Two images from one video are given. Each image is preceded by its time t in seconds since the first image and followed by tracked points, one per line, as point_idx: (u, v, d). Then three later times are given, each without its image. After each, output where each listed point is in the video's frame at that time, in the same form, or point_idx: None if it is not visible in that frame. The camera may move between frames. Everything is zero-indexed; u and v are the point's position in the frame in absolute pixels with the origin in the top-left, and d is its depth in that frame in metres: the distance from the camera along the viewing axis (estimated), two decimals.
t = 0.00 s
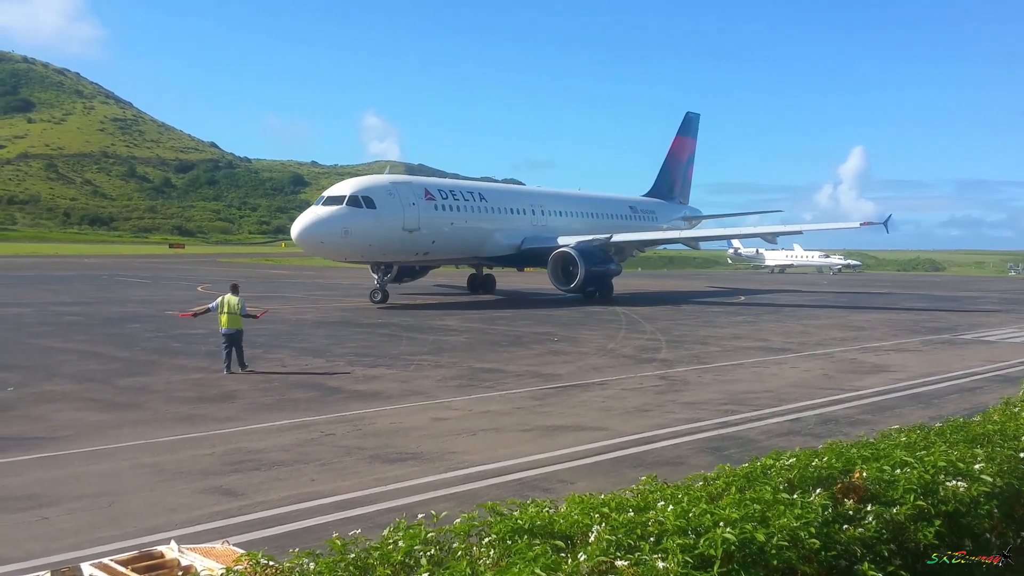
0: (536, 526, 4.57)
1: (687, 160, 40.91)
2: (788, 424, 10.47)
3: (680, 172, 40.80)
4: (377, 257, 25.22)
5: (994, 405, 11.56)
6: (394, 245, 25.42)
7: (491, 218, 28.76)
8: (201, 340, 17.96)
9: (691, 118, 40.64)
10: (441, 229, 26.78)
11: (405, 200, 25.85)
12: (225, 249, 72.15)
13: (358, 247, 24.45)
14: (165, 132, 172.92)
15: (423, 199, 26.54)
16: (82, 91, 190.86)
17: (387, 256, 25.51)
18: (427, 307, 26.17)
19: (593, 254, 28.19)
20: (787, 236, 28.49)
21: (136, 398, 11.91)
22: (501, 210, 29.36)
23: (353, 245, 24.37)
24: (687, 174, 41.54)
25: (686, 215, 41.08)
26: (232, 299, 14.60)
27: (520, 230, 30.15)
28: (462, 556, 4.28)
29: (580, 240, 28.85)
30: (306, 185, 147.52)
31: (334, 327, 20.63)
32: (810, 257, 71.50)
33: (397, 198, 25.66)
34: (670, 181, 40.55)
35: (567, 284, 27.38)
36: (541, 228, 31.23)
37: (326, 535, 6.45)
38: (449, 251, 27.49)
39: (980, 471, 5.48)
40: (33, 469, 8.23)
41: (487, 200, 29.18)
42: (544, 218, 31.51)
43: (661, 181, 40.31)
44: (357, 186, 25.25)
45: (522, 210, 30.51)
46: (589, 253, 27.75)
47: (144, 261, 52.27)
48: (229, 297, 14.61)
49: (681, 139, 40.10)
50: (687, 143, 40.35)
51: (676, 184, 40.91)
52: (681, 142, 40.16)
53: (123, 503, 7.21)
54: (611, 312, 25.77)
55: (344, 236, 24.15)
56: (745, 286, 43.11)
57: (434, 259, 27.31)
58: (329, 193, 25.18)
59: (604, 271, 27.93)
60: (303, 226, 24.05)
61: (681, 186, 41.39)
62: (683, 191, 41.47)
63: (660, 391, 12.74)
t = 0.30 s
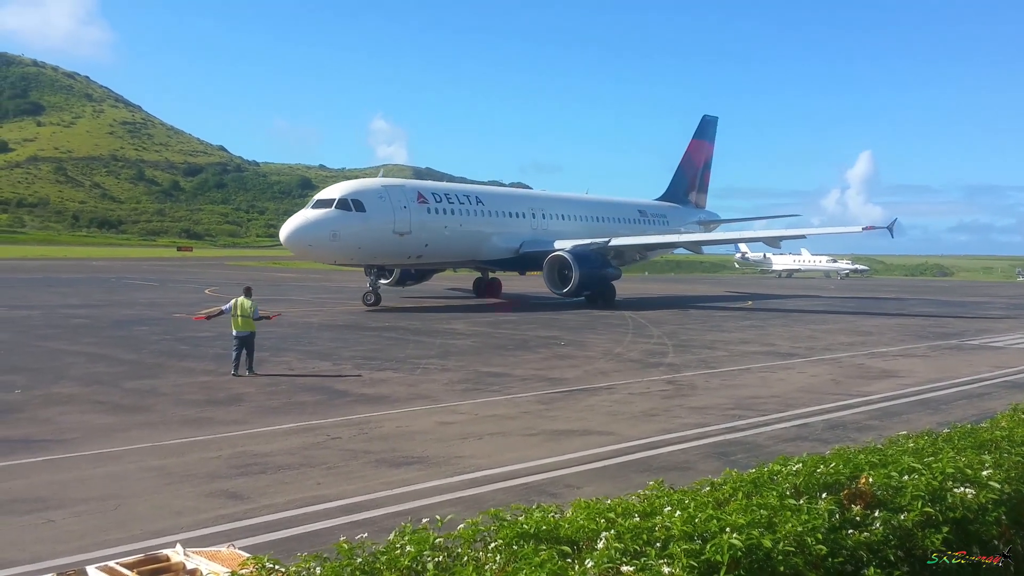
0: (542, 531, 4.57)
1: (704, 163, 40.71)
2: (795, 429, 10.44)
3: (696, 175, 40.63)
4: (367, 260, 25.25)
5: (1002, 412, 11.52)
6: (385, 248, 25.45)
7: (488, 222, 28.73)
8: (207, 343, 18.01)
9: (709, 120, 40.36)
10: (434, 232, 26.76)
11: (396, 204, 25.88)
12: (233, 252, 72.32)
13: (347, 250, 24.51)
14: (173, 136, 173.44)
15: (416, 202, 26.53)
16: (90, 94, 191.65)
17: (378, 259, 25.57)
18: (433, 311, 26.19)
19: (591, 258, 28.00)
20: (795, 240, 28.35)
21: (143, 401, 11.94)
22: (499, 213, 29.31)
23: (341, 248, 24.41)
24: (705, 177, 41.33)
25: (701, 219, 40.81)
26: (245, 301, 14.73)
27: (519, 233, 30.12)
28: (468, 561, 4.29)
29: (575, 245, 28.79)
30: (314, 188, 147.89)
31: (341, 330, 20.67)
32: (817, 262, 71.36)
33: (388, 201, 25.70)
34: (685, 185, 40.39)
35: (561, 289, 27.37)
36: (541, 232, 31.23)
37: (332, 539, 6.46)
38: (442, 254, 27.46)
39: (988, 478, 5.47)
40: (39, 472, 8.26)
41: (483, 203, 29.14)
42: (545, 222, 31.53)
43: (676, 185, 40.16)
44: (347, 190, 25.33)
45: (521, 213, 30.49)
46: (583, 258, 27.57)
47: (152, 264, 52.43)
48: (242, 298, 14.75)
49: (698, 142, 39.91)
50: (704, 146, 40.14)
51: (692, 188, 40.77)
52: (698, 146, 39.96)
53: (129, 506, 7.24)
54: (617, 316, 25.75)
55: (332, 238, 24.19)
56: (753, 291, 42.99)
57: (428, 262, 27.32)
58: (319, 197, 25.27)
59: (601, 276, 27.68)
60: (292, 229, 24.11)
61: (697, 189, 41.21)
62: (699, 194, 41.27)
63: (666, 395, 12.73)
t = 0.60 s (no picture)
0: (545, 535, 4.58)
1: (716, 167, 40.49)
2: (798, 434, 10.43)
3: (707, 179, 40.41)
4: (353, 263, 25.35)
5: (1006, 416, 11.50)
6: (372, 252, 25.51)
7: (481, 225, 28.69)
8: (211, 348, 18.05)
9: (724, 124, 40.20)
10: (423, 236, 26.74)
11: (384, 207, 25.91)
12: (236, 257, 72.34)
13: (331, 254, 24.63)
14: (176, 141, 173.76)
15: (405, 205, 26.51)
16: (94, 99, 192.19)
17: (365, 263, 25.66)
18: (437, 316, 26.22)
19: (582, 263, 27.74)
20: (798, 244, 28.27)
21: (146, 406, 11.97)
22: (494, 217, 29.26)
23: (325, 253, 24.55)
24: (718, 181, 41.09)
25: (710, 224, 40.46)
26: (253, 305, 14.81)
27: (515, 237, 30.08)
28: (471, 565, 4.30)
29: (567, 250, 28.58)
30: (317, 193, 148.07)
31: (344, 335, 20.70)
32: (821, 266, 71.32)
33: (375, 205, 25.74)
34: (698, 188, 40.20)
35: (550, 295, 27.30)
36: (539, 236, 31.21)
37: (335, 543, 6.47)
38: (433, 259, 27.46)
39: (992, 483, 5.47)
40: (43, 476, 8.29)
41: (478, 206, 29.04)
42: (543, 226, 31.53)
43: (689, 189, 40.00)
44: (334, 194, 25.43)
45: (518, 218, 30.46)
46: (576, 263, 27.39)
47: (155, 268, 52.48)
48: (250, 302, 14.85)
49: (710, 144, 39.79)
50: (716, 149, 39.98)
51: (704, 192, 40.56)
52: (710, 149, 39.81)
53: (133, 510, 7.26)
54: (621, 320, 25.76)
55: (315, 243, 24.33)
56: (757, 296, 42.93)
57: (418, 266, 27.35)
58: (306, 200, 25.39)
59: (591, 281, 27.43)
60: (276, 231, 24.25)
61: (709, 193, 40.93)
62: (713, 198, 40.95)
63: (670, 400, 12.72)
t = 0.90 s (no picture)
0: (545, 535, 4.59)
1: (724, 165, 40.24)
2: (799, 433, 10.44)
3: (715, 178, 40.17)
4: (336, 263, 25.39)
5: (1006, 416, 11.50)
6: (356, 252, 25.53)
7: (471, 225, 28.65)
8: (211, 348, 18.06)
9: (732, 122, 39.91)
10: (409, 235, 26.70)
11: (368, 207, 25.89)
12: (236, 257, 72.30)
13: (313, 254, 24.67)
14: (176, 140, 173.73)
15: (390, 205, 26.49)
16: (94, 99, 192.08)
17: (349, 262, 25.69)
18: (436, 315, 26.23)
19: (570, 263, 27.63)
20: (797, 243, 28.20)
21: (146, 406, 11.97)
22: (485, 216, 29.23)
23: (307, 252, 24.60)
24: (728, 179, 40.84)
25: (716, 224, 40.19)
26: (254, 304, 14.85)
27: (506, 237, 30.07)
28: (472, 564, 4.31)
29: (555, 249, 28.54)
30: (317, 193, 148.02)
31: (344, 335, 20.71)
32: (821, 266, 71.35)
33: (359, 205, 25.75)
34: (705, 188, 40.04)
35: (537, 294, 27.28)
36: (531, 236, 31.19)
37: (336, 543, 6.48)
38: (419, 259, 27.44)
39: (991, 482, 5.48)
40: (43, 477, 8.29)
41: (468, 206, 29.00)
42: (536, 226, 31.52)
43: (696, 188, 39.87)
44: (318, 194, 25.47)
45: (509, 217, 30.44)
46: (562, 262, 27.33)
47: (155, 268, 52.44)
48: (250, 301, 14.89)
49: (718, 143, 39.60)
50: (724, 147, 39.73)
51: (712, 191, 40.40)
52: (717, 147, 39.58)
53: (133, 510, 7.27)
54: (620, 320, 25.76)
55: (297, 243, 24.39)
56: (758, 296, 42.90)
57: (405, 266, 27.33)
58: (290, 200, 25.45)
59: (575, 281, 27.27)
60: (259, 230, 24.35)
61: (717, 193, 40.66)
62: (721, 197, 40.75)
63: (670, 400, 12.72)
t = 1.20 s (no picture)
0: (546, 534, 4.58)
1: (731, 165, 40.12)
2: (799, 433, 10.42)
3: (721, 177, 40.05)
4: (320, 263, 25.40)
5: (1006, 415, 11.48)
6: (340, 251, 25.56)
7: (460, 224, 28.61)
8: (211, 348, 18.06)
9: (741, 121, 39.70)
10: (394, 235, 26.68)
11: (352, 207, 25.88)
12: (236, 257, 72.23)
13: (296, 254, 24.69)
14: (176, 140, 173.68)
15: (375, 204, 26.45)
16: (93, 99, 192.03)
17: (334, 262, 25.70)
18: (436, 315, 26.22)
19: (557, 262, 27.55)
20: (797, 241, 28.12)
21: (146, 406, 11.97)
22: (474, 216, 29.16)
23: (291, 252, 24.62)
24: (736, 178, 40.70)
25: (722, 223, 39.94)
26: (253, 304, 14.83)
27: (497, 237, 30.01)
28: (473, 564, 4.30)
29: (542, 249, 28.45)
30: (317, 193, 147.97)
31: (344, 334, 20.71)
32: (821, 265, 71.33)
33: (343, 205, 25.74)
34: (712, 186, 39.96)
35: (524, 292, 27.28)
36: (523, 235, 31.14)
37: (335, 543, 6.48)
38: (407, 258, 27.42)
39: (991, 481, 5.48)
40: (43, 477, 8.28)
41: (458, 206, 28.93)
42: (528, 225, 31.48)
43: (702, 187, 39.83)
44: (301, 194, 25.49)
45: (500, 217, 30.38)
46: (550, 262, 27.24)
47: (155, 269, 52.41)
48: (250, 301, 14.86)
49: (725, 142, 39.49)
50: (731, 146, 39.62)
51: (719, 190, 40.30)
52: (724, 146, 39.47)
53: (132, 510, 7.26)
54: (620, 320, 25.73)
55: (280, 243, 24.41)
56: (758, 296, 42.84)
57: (392, 265, 27.33)
58: (274, 201, 25.47)
59: (560, 281, 27.08)
60: (241, 230, 24.39)
61: (723, 193, 40.53)
62: (728, 196, 40.66)
63: (670, 399, 12.72)
